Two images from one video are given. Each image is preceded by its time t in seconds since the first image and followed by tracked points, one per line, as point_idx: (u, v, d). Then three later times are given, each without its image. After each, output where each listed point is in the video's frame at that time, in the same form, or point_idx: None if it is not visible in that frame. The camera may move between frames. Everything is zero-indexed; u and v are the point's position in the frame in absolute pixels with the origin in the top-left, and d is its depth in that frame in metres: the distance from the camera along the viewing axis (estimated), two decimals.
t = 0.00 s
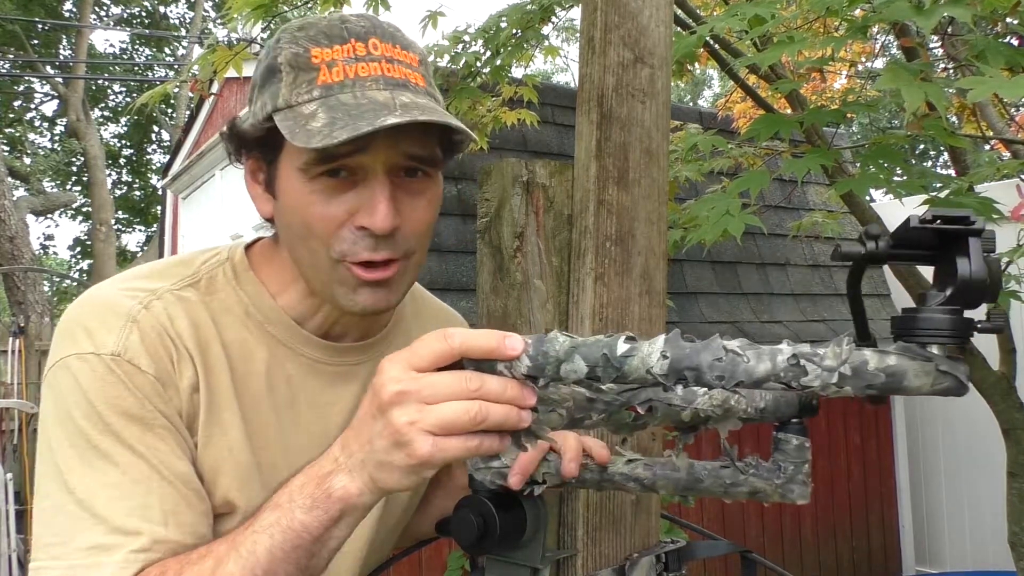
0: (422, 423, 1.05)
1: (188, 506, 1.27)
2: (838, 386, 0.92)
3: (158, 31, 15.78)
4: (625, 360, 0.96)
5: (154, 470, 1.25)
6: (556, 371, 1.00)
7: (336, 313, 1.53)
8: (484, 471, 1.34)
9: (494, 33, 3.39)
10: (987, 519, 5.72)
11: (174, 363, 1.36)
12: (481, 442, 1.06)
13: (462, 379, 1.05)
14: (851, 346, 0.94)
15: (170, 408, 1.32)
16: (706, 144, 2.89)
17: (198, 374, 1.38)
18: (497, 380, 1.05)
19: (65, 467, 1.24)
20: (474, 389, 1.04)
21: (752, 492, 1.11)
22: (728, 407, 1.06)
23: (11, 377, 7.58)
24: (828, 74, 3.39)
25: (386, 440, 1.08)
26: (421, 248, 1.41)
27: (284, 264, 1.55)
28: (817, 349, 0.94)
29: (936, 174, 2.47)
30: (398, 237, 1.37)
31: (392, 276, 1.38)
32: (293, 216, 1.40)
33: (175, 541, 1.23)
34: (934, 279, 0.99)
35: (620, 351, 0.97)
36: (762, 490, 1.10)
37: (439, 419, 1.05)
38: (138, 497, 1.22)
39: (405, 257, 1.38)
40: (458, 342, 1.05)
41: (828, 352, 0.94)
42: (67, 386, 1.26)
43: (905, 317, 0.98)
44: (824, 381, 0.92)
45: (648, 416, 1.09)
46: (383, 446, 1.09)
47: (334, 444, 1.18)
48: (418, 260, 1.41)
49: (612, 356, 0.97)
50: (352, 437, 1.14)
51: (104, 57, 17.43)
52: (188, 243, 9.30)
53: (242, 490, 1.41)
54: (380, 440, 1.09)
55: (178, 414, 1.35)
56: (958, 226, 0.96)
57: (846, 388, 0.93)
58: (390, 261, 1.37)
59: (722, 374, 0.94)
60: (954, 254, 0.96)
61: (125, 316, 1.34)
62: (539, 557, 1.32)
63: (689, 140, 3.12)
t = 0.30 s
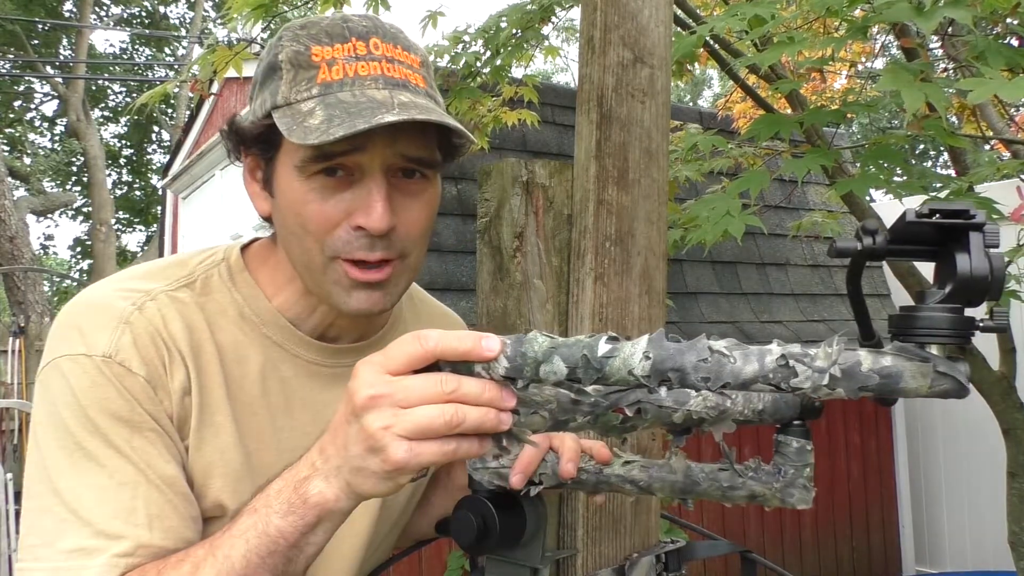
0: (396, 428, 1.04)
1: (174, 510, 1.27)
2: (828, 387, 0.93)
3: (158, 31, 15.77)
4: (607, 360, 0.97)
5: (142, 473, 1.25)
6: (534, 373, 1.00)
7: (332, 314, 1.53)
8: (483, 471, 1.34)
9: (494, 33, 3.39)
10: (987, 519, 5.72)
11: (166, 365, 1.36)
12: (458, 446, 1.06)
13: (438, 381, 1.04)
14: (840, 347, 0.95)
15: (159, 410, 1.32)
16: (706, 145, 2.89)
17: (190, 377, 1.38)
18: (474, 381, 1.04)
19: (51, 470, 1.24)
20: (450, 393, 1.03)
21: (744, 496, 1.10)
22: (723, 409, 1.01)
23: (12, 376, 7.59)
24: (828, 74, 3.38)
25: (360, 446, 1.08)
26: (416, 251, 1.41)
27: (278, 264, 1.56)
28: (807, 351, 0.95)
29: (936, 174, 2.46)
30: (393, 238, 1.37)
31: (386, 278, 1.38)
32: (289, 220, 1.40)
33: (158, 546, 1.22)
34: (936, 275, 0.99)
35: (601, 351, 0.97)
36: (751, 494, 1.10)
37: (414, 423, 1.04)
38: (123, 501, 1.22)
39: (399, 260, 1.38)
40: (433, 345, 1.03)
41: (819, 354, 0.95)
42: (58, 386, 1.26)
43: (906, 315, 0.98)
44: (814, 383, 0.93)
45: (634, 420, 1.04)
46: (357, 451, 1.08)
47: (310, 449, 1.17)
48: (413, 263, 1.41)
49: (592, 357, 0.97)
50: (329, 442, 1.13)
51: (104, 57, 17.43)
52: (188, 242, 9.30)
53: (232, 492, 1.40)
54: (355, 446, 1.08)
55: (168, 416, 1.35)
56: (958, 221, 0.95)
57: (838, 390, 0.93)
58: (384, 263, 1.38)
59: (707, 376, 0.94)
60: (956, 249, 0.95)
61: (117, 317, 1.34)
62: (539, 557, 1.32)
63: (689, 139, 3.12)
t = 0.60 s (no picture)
0: (396, 429, 1.04)
1: (174, 509, 1.27)
2: (828, 388, 0.93)
3: (158, 31, 15.77)
4: (607, 360, 0.97)
5: (141, 473, 1.25)
6: (534, 373, 1.00)
7: (331, 313, 1.53)
8: (482, 471, 1.34)
9: (494, 33, 3.39)
10: (987, 520, 5.72)
11: (166, 364, 1.36)
12: (458, 446, 1.06)
13: (438, 381, 1.03)
14: (841, 346, 0.95)
15: (159, 410, 1.32)
16: (706, 145, 2.89)
17: (189, 377, 1.38)
18: (475, 380, 1.04)
19: (50, 470, 1.24)
20: (450, 392, 1.03)
21: (744, 496, 1.11)
22: (723, 409, 1.02)
23: (12, 376, 7.59)
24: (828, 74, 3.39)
25: (360, 446, 1.07)
26: (415, 250, 1.42)
27: (278, 264, 1.56)
28: (807, 351, 0.95)
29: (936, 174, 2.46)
30: (393, 237, 1.37)
31: (384, 276, 1.38)
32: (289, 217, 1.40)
33: (157, 546, 1.22)
34: (936, 274, 0.99)
35: (601, 351, 0.97)
36: (751, 494, 1.10)
37: (414, 423, 1.04)
38: (123, 501, 1.22)
39: (397, 258, 1.38)
40: (433, 345, 1.03)
41: (819, 353, 0.95)
42: (58, 385, 1.27)
43: (906, 314, 0.98)
44: (814, 383, 0.93)
45: (635, 420, 1.05)
46: (357, 451, 1.08)
47: (310, 449, 1.17)
48: (412, 262, 1.42)
49: (591, 357, 0.97)
50: (329, 442, 1.12)
51: (104, 57, 17.42)
52: (188, 242, 9.30)
53: (230, 492, 1.40)
54: (354, 447, 1.08)
55: (168, 416, 1.35)
56: (958, 221, 0.95)
57: (838, 390, 0.93)
58: (384, 260, 1.38)
59: (707, 376, 0.94)
60: (956, 248, 0.95)
61: (116, 316, 1.35)
62: (539, 557, 1.32)
63: (688, 139, 3.11)
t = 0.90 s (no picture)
0: (402, 432, 1.04)
1: (171, 506, 1.27)
2: (838, 388, 0.92)
3: (157, 31, 15.76)
4: (615, 361, 0.96)
5: (137, 467, 1.25)
6: (545, 373, 0.98)
7: (332, 310, 1.54)
8: (483, 471, 1.34)
9: (494, 33, 3.39)
10: (986, 519, 5.72)
11: (162, 359, 1.36)
12: (465, 448, 1.06)
13: (445, 382, 1.03)
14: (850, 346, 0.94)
15: (155, 405, 1.33)
16: (706, 145, 2.89)
17: (185, 372, 1.38)
18: (481, 381, 1.04)
19: (47, 465, 1.25)
20: (457, 393, 1.03)
21: (745, 497, 1.11)
22: (725, 408, 1.04)
23: (13, 376, 7.60)
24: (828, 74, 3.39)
25: (366, 450, 1.06)
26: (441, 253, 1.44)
27: (277, 260, 1.56)
28: (813, 351, 0.94)
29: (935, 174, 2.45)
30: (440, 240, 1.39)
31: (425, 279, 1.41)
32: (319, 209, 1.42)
33: (154, 542, 1.22)
34: (939, 276, 0.99)
35: (609, 352, 0.96)
36: (751, 494, 1.10)
37: (422, 425, 1.03)
38: (119, 496, 1.22)
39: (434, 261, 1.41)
40: (440, 346, 1.03)
41: (825, 354, 0.94)
42: (54, 380, 1.27)
43: (911, 315, 0.98)
44: (822, 384, 0.92)
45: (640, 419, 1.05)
46: (362, 455, 1.07)
47: (312, 450, 1.17)
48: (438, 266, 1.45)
49: (600, 357, 0.96)
50: (332, 445, 1.12)
51: (104, 57, 17.43)
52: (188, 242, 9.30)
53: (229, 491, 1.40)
54: (360, 450, 1.07)
55: (164, 411, 1.35)
56: (964, 221, 0.96)
57: (846, 391, 0.93)
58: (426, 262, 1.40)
59: (715, 376, 0.93)
60: (962, 249, 0.96)
61: (113, 312, 1.35)
62: (539, 557, 1.31)
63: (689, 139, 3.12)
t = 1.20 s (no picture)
0: (403, 433, 1.04)
1: (170, 503, 1.26)
2: (838, 389, 0.92)
3: (157, 31, 15.74)
4: (615, 362, 0.95)
5: (138, 464, 1.25)
6: (543, 374, 0.98)
7: (330, 307, 1.54)
8: (483, 471, 1.34)
9: (494, 33, 3.39)
10: (986, 519, 5.73)
11: (164, 356, 1.36)
12: (465, 449, 1.06)
13: (445, 382, 1.03)
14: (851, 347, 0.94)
15: (156, 402, 1.33)
16: (706, 145, 2.89)
17: (185, 371, 1.38)
18: (481, 381, 1.04)
19: (49, 462, 1.24)
20: (457, 393, 1.03)
21: (744, 496, 1.11)
22: (725, 409, 1.04)
23: (13, 376, 7.60)
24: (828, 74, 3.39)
25: (367, 450, 1.06)
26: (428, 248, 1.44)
27: (277, 259, 1.56)
28: (814, 351, 0.94)
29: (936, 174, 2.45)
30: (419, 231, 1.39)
31: (405, 271, 1.40)
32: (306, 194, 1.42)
33: (153, 539, 1.22)
34: (939, 276, 1.00)
35: (609, 352, 0.95)
36: (751, 494, 1.10)
37: (423, 426, 1.03)
38: (119, 493, 1.22)
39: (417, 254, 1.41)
40: (440, 346, 1.03)
41: (826, 354, 0.94)
42: (57, 376, 1.27)
43: (911, 315, 0.98)
44: (822, 384, 0.91)
45: (641, 418, 1.04)
46: (363, 455, 1.07)
47: (313, 451, 1.17)
48: (425, 260, 1.44)
49: (600, 357, 0.95)
50: (332, 446, 1.12)
51: (104, 57, 17.43)
52: (188, 242, 9.30)
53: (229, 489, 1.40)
54: (361, 451, 1.07)
55: (165, 408, 1.35)
56: (965, 221, 0.96)
57: (846, 391, 0.92)
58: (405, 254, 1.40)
59: (716, 376, 0.92)
60: (962, 250, 0.96)
61: (115, 309, 1.35)
62: (539, 557, 1.31)
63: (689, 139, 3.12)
